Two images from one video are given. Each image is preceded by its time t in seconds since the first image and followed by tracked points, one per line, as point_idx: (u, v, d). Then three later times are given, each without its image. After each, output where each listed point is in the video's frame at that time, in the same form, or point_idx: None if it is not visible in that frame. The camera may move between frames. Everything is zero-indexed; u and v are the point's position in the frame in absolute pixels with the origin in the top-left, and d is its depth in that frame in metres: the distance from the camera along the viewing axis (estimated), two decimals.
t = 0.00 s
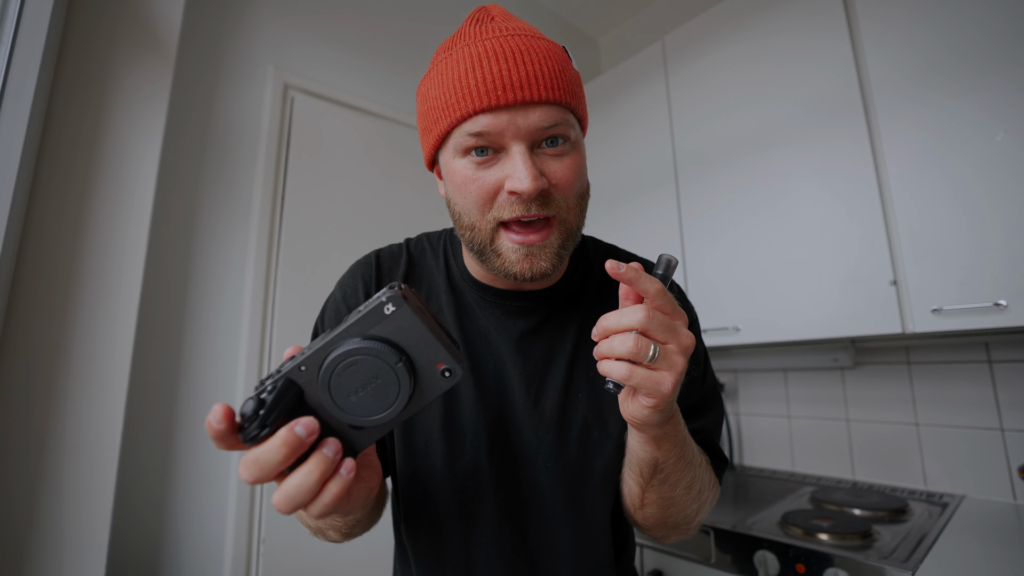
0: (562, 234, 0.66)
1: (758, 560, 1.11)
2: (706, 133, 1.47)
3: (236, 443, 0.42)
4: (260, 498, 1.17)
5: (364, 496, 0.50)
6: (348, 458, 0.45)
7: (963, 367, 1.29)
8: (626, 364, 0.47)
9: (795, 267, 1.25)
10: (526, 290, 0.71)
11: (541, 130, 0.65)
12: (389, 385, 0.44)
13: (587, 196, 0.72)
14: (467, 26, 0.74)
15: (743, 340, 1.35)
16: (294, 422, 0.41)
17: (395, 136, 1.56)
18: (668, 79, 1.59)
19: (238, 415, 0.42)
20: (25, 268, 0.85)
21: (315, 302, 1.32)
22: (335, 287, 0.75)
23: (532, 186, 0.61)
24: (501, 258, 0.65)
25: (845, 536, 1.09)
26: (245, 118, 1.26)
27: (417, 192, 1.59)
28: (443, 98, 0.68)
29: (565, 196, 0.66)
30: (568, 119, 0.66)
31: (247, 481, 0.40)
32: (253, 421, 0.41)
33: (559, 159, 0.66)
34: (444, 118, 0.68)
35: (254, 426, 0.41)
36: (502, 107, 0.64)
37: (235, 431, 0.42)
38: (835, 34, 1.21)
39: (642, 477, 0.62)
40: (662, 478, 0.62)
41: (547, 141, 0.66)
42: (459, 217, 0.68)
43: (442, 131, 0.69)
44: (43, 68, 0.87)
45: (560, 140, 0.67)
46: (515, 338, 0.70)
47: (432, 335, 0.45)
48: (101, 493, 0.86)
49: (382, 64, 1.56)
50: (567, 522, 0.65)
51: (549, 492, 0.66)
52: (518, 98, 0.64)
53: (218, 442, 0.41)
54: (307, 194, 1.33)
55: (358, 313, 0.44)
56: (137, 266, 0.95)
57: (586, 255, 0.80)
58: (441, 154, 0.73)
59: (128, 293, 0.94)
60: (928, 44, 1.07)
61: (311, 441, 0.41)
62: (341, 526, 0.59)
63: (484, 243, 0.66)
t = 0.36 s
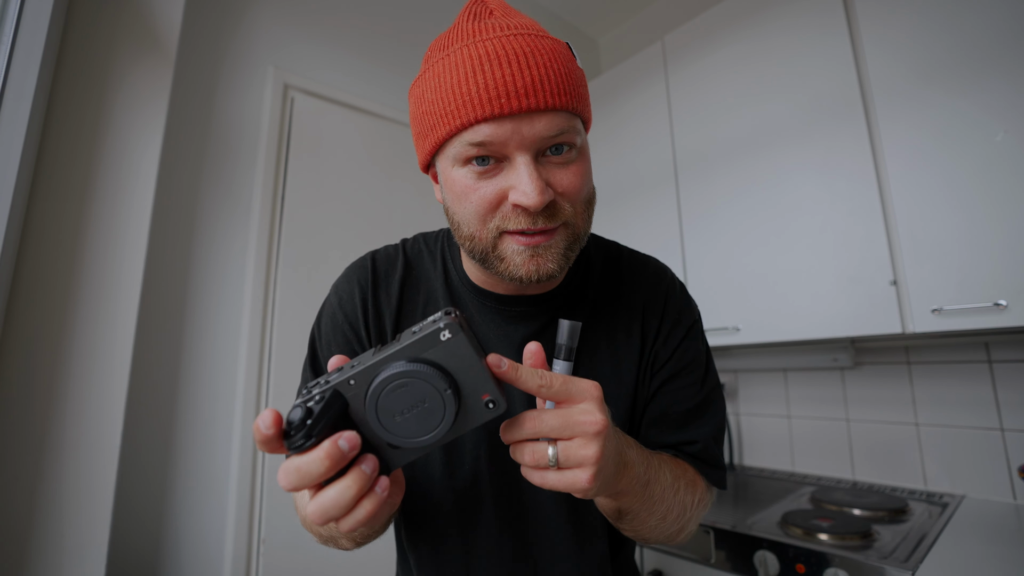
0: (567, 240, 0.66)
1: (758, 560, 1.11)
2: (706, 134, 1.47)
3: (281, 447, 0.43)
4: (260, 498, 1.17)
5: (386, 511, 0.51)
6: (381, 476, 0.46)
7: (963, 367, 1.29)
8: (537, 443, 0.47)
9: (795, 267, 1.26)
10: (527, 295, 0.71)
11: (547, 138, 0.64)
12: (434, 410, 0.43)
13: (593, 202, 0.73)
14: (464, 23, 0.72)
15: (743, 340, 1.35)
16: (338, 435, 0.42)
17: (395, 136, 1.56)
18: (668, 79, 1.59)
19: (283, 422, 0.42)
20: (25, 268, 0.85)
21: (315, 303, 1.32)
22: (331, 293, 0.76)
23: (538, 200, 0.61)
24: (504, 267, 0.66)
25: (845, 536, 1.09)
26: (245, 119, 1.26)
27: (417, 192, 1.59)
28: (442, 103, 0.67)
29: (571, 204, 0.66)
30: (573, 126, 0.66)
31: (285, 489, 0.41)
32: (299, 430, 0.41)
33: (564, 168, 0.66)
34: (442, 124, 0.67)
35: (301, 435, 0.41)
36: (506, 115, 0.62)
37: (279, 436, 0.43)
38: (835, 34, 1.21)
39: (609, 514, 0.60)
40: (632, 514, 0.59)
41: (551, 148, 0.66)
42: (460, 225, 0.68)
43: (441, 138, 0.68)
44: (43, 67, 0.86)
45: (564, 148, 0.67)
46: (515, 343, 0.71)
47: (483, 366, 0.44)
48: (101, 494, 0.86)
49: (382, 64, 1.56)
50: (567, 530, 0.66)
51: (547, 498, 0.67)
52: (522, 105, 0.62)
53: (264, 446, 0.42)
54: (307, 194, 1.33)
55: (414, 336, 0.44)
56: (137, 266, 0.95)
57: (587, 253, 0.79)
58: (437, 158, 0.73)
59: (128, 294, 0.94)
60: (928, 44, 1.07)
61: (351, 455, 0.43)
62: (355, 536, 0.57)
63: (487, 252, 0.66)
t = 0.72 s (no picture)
0: (557, 256, 0.67)
1: (758, 560, 1.11)
2: (706, 134, 1.47)
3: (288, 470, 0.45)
4: (260, 498, 1.17)
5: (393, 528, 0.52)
6: (385, 498, 0.47)
7: (963, 367, 1.29)
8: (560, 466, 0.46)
9: (795, 268, 1.26)
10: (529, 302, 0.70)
11: (534, 152, 0.63)
12: (437, 438, 0.44)
13: (591, 215, 0.72)
14: (462, 31, 0.72)
15: (743, 340, 1.35)
16: (340, 461, 0.43)
17: (396, 136, 1.56)
18: (668, 79, 1.59)
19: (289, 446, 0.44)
20: (25, 268, 0.85)
21: (316, 303, 1.32)
22: (336, 298, 0.76)
23: (521, 215, 0.62)
24: (494, 279, 0.67)
25: (845, 535, 1.09)
26: (245, 119, 1.26)
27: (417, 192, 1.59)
28: (434, 114, 0.68)
29: (561, 218, 0.66)
30: (564, 140, 0.65)
31: (290, 512, 0.43)
32: (304, 455, 0.43)
33: (555, 181, 0.66)
34: (434, 135, 0.68)
35: (305, 461, 0.42)
36: (490, 129, 0.62)
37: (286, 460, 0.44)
38: (835, 34, 1.21)
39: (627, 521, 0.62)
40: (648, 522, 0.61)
41: (542, 162, 0.65)
42: (454, 236, 0.69)
43: (435, 148, 0.69)
44: (43, 66, 0.86)
45: (556, 162, 0.66)
46: (520, 351, 0.70)
47: (486, 395, 0.44)
48: (101, 494, 0.86)
49: (382, 64, 1.56)
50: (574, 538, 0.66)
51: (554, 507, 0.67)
52: (507, 118, 0.62)
53: (271, 470, 0.44)
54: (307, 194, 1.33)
55: (417, 362, 0.44)
56: (137, 267, 0.95)
57: (592, 258, 0.80)
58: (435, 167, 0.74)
59: (128, 294, 0.94)
60: (928, 44, 1.07)
61: (354, 481, 0.44)
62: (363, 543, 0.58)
63: (478, 263, 0.68)
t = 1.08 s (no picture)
0: (565, 245, 0.67)
1: (758, 560, 1.11)
2: (706, 134, 1.47)
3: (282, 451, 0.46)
4: (260, 497, 1.17)
5: (385, 515, 0.53)
6: (375, 483, 0.47)
7: (963, 367, 1.29)
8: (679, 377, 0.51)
9: (796, 267, 1.26)
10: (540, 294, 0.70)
11: (541, 140, 0.65)
12: (422, 428, 0.45)
13: (597, 207, 0.72)
14: (483, 36, 0.75)
15: (743, 340, 1.35)
16: (331, 444, 0.44)
17: (396, 137, 1.56)
18: (668, 79, 1.59)
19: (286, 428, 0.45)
20: (26, 268, 0.85)
21: (316, 303, 1.32)
22: (348, 291, 0.75)
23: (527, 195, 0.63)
24: (502, 264, 0.66)
25: (845, 536, 1.09)
26: (245, 119, 1.26)
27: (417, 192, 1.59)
28: (451, 107, 0.70)
29: (566, 204, 0.66)
30: (571, 130, 0.66)
31: (283, 490, 0.44)
32: (297, 436, 0.44)
33: (561, 169, 0.66)
34: (453, 126, 0.70)
35: (298, 442, 0.44)
36: (501, 116, 0.64)
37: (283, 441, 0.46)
38: (835, 34, 1.21)
39: (671, 486, 0.62)
40: (689, 483, 0.62)
41: (549, 151, 0.67)
42: (466, 221, 0.70)
43: (453, 138, 0.71)
44: (43, 67, 0.87)
45: (562, 152, 0.67)
46: (531, 341, 0.70)
47: (471, 388, 0.46)
48: (101, 494, 0.86)
49: (382, 64, 1.57)
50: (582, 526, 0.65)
51: (563, 495, 0.66)
52: (517, 107, 0.64)
53: (267, 450, 0.45)
54: (307, 194, 1.33)
55: (407, 354, 0.46)
56: (137, 267, 0.95)
57: (599, 257, 0.80)
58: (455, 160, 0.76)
59: (128, 294, 0.94)
60: (928, 44, 1.07)
61: (344, 464, 0.45)
62: (362, 533, 0.54)
63: (487, 248, 0.67)
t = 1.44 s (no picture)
0: (573, 226, 0.65)
1: (759, 560, 1.10)
2: (706, 133, 1.47)
3: (298, 424, 0.46)
4: (260, 497, 1.17)
5: (393, 499, 0.52)
6: (387, 463, 0.47)
7: (964, 367, 1.29)
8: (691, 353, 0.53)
9: (796, 266, 1.26)
10: (545, 285, 0.71)
11: (555, 129, 0.66)
12: (440, 409, 0.46)
13: (605, 201, 0.72)
14: (496, 36, 0.77)
15: (743, 340, 1.35)
16: (350, 420, 0.44)
17: (396, 137, 1.56)
18: (668, 79, 1.59)
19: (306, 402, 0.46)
20: (25, 268, 0.85)
21: (316, 303, 1.32)
22: (354, 285, 0.74)
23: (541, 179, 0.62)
24: (513, 249, 0.65)
25: (845, 536, 1.09)
26: (245, 118, 1.26)
27: (417, 192, 1.59)
28: (465, 99, 0.71)
29: (578, 190, 0.66)
30: (582, 122, 0.67)
31: (299, 460, 0.44)
32: (317, 409, 0.44)
33: (572, 157, 0.66)
34: (468, 116, 0.71)
35: (318, 413, 0.43)
36: (518, 105, 0.65)
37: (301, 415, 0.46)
38: (835, 34, 1.21)
39: (678, 455, 0.64)
40: (696, 453, 0.64)
41: (560, 141, 0.67)
42: (477, 209, 0.69)
43: (467, 129, 0.71)
44: (42, 67, 0.86)
45: (572, 141, 0.67)
46: (536, 333, 0.70)
47: (490, 375, 0.46)
48: (101, 493, 0.86)
49: (383, 64, 1.56)
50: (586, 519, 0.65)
51: (567, 487, 0.66)
52: (532, 97, 0.65)
53: (284, 422, 0.45)
54: (307, 194, 1.33)
55: (429, 338, 0.47)
56: (137, 267, 0.95)
57: (601, 255, 0.80)
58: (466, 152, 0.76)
59: (128, 293, 0.94)
60: (928, 44, 1.07)
61: (360, 440, 0.45)
62: (364, 520, 0.54)
63: (498, 234, 0.66)
